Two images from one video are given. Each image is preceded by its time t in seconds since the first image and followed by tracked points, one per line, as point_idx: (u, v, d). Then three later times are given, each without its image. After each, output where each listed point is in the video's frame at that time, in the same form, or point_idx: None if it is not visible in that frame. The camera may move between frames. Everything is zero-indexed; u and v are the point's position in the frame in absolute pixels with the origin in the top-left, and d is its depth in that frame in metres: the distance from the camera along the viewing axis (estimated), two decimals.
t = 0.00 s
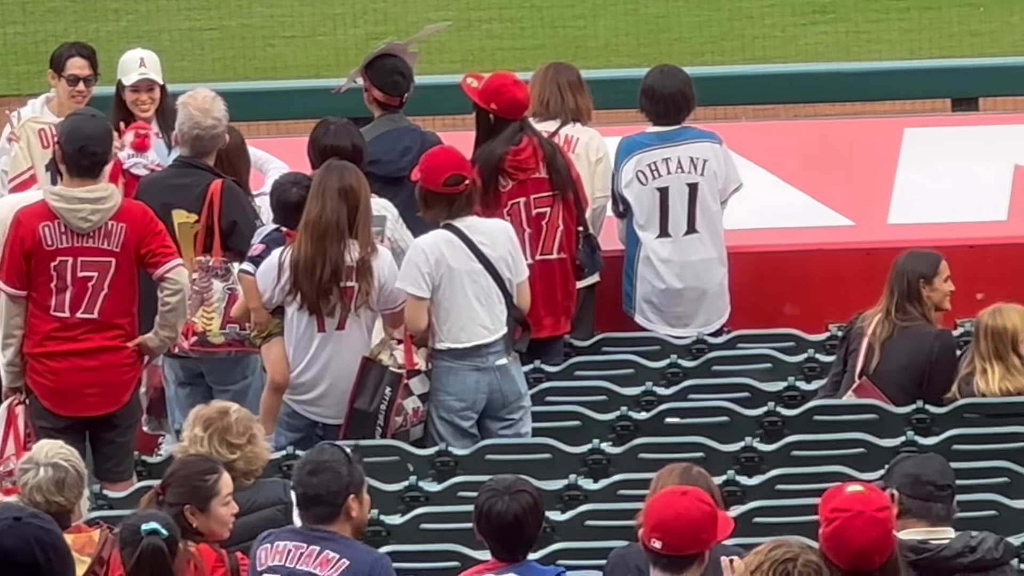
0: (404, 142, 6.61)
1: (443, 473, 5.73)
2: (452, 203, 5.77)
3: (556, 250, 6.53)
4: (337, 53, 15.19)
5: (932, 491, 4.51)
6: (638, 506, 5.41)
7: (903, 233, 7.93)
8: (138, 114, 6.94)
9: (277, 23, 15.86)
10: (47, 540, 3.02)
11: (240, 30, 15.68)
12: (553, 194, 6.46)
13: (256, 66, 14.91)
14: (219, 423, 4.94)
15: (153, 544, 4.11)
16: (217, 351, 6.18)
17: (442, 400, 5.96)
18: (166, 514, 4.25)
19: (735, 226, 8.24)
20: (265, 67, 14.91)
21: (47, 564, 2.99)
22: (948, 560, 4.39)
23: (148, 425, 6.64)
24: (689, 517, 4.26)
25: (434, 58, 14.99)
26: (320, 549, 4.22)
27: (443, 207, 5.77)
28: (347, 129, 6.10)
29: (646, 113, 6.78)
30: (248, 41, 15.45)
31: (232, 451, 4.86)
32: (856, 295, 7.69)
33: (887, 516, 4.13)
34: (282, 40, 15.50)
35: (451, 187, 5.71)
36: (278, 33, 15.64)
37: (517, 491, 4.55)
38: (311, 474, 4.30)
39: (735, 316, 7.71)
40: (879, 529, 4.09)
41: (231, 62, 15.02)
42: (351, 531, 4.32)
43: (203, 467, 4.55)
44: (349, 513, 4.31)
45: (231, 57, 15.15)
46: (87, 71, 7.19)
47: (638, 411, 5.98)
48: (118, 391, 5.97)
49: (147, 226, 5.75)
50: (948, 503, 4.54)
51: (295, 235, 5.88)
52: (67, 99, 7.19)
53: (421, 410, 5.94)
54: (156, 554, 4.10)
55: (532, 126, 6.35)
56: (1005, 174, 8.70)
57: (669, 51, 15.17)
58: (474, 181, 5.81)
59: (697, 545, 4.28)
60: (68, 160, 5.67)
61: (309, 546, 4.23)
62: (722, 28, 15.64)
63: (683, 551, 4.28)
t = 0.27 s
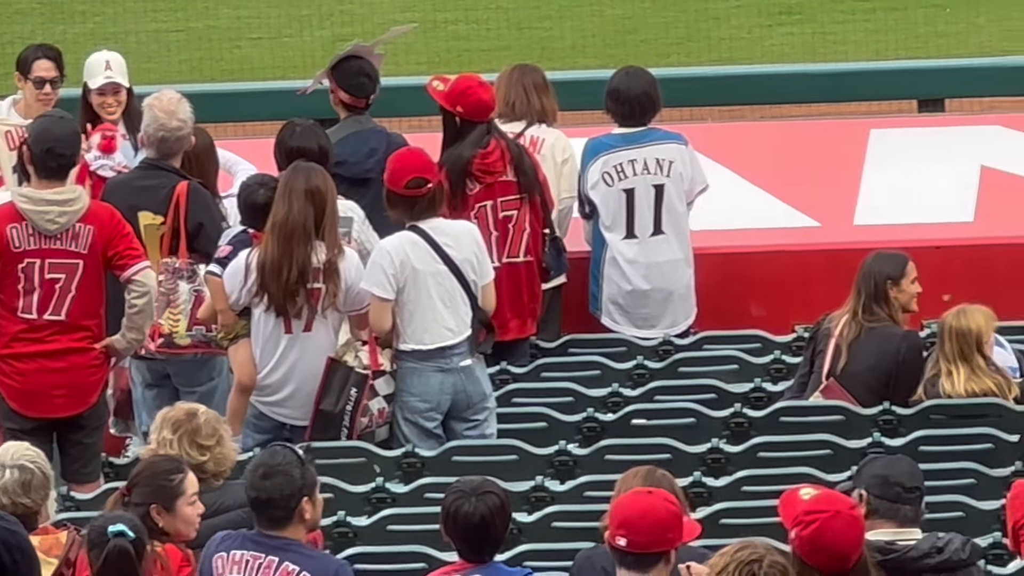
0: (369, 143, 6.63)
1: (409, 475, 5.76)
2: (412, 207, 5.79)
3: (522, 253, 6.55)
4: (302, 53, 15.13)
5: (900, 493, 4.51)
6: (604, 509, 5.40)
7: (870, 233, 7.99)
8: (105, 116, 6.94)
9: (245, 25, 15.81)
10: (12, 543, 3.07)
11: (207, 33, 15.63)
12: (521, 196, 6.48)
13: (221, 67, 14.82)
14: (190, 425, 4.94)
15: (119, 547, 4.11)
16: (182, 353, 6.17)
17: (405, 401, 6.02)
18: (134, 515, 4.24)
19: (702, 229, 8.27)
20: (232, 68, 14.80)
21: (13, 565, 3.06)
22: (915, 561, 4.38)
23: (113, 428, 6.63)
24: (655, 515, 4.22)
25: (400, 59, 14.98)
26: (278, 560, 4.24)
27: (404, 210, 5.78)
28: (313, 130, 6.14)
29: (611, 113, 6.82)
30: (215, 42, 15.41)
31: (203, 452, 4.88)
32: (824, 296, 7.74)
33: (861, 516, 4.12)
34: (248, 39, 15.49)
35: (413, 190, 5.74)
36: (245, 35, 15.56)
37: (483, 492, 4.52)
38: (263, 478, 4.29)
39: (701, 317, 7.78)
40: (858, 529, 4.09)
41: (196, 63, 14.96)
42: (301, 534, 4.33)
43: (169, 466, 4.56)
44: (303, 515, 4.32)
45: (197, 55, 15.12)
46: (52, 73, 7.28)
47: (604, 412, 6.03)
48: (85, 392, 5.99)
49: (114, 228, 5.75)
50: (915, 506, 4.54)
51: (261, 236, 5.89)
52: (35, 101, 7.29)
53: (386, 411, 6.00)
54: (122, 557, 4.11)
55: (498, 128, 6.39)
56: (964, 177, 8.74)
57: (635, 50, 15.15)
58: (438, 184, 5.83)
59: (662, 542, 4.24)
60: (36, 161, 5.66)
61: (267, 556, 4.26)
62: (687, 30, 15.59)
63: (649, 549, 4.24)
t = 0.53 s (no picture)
0: (352, 154, 7.14)
1: (390, 459, 6.28)
2: (392, 214, 6.31)
3: (492, 257, 7.09)
4: (293, 71, 15.67)
5: (843, 476, 4.87)
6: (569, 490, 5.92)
7: (819, 237, 8.55)
8: (109, 131, 7.44)
9: (237, 45, 16.29)
10: (23, 522, 3.59)
11: (204, 52, 16.10)
12: (491, 204, 7.03)
13: (219, 84, 15.33)
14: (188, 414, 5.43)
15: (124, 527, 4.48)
16: (180, 348, 6.71)
17: (387, 391, 6.56)
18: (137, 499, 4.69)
19: (660, 235, 8.83)
20: (229, 85, 15.30)
21: (24, 541, 3.59)
22: (854, 536, 4.72)
23: (119, 416, 7.20)
24: (615, 495, 4.49)
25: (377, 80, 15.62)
26: (264, 546, 4.45)
27: (386, 214, 6.31)
28: (301, 142, 6.66)
29: (577, 127, 7.34)
30: (210, 60, 15.88)
31: (200, 437, 5.36)
32: (774, 295, 8.30)
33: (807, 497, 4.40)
34: (235, 53, 16.04)
35: (392, 198, 6.27)
36: (238, 55, 16.02)
37: (459, 475, 4.94)
38: (248, 466, 4.52)
39: (659, 313, 8.34)
40: (806, 508, 4.36)
41: (196, 81, 15.42)
42: (283, 518, 4.56)
43: (167, 452, 5.04)
44: (285, 500, 4.55)
45: (181, 71, 15.67)
46: (60, 90, 7.76)
47: (569, 401, 6.57)
48: (91, 383, 6.51)
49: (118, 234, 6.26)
50: (856, 489, 4.90)
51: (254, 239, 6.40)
52: (44, 115, 7.77)
53: (369, 401, 6.54)
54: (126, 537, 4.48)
55: (471, 141, 6.93)
56: (901, 185, 9.36)
57: (593, 66, 15.80)
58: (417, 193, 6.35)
59: (621, 521, 4.49)
60: (46, 171, 6.14)
61: (253, 542, 4.47)
62: (646, 49, 16.23)
63: (608, 527, 4.49)
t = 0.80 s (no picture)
0: (337, 162, 7.76)
1: (373, 442, 6.89)
2: (391, 214, 6.96)
3: (465, 258, 7.74)
4: (287, 87, 15.99)
5: (790, 451, 5.47)
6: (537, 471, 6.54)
7: (768, 240, 9.20)
8: (115, 141, 8.07)
9: (234, 62, 16.40)
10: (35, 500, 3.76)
11: (202, 69, 16.29)
12: (464, 209, 7.65)
13: (214, 99, 15.81)
14: (180, 397, 5.98)
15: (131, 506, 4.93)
16: (180, 340, 7.30)
17: (369, 380, 7.17)
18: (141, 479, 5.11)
19: (621, 236, 9.47)
20: (224, 100, 15.79)
21: (37, 519, 3.76)
22: (794, 497, 5.26)
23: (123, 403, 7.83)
24: (580, 474, 4.94)
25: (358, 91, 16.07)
26: (253, 525, 4.96)
27: (384, 217, 6.95)
28: (292, 152, 7.26)
29: (545, 138, 7.97)
30: (209, 75, 16.20)
31: (184, 417, 5.89)
32: (723, 292, 8.93)
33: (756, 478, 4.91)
34: (217, 49, 16.58)
35: (390, 200, 6.91)
36: (234, 71, 16.27)
37: (437, 457, 5.48)
38: (237, 453, 5.00)
39: (619, 308, 9.01)
40: (754, 486, 4.87)
41: (194, 95, 15.88)
42: (266, 498, 5.07)
43: (167, 436, 5.51)
44: (267, 482, 5.05)
45: (163, 70, 16.23)
46: (71, 103, 8.42)
47: (537, 389, 7.19)
48: (99, 373, 7.11)
49: (124, 236, 6.83)
50: (801, 465, 5.50)
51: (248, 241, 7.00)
52: (55, 127, 8.43)
53: (351, 389, 7.16)
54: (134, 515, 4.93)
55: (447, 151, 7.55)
56: (842, 192, 10.04)
57: (554, 66, 16.26)
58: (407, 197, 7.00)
59: (587, 498, 4.94)
60: (59, 179, 6.71)
61: (243, 521, 4.96)
62: (608, 66, 16.35)
63: (576, 504, 4.94)
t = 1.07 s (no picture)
0: (307, 156, 7.81)
1: (343, 435, 6.90)
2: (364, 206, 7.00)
3: (432, 252, 7.79)
4: (257, 81, 15.92)
5: (757, 435, 5.53)
6: (504, 462, 6.58)
7: (736, 234, 9.27)
8: (88, 136, 8.11)
9: (203, 57, 16.47)
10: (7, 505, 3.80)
11: (172, 64, 16.36)
12: (431, 203, 7.72)
13: (186, 93, 15.76)
14: (149, 386, 6.03)
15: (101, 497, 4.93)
16: (150, 334, 7.37)
17: (339, 373, 7.23)
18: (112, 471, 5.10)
19: (590, 230, 9.55)
20: (194, 95, 15.75)
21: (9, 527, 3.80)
22: (752, 471, 5.35)
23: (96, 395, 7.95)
24: (546, 468, 4.96)
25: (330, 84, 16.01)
26: (222, 517, 4.96)
27: (357, 209, 7.00)
28: (262, 147, 7.31)
29: (513, 132, 8.03)
30: (178, 71, 16.24)
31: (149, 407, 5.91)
32: (690, 286, 9.03)
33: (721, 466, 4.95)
34: (187, 45, 16.68)
35: (361, 192, 6.96)
36: (204, 66, 16.31)
37: (406, 450, 5.45)
38: (212, 446, 4.99)
39: (588, 302, 9.10)
40: (718, 476, 4.90)
41: (165, 89, 15.85)
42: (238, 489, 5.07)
43: (137, 427, 5.51)
44: (240, 473, 5.05)
45: (136, 64, 16.32)
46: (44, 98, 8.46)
47: (506, 382, 7.25)
48: (71, 366, 7.15)
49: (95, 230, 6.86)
50: (766, 448, 5.56)
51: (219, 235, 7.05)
52: (28, 120, 8.48)
53: (322, 382, 7.22)
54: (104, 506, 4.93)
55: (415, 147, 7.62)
56: (810, 188, 10.12)
57: (524, 61, 16.27)
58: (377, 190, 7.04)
59: (554, 491, 4.95)
60: (30, 173, 6.76)
61: (213, 514, 4.96)
62: (576, 60, 16.31)
63: (543, 497, 4.95)
